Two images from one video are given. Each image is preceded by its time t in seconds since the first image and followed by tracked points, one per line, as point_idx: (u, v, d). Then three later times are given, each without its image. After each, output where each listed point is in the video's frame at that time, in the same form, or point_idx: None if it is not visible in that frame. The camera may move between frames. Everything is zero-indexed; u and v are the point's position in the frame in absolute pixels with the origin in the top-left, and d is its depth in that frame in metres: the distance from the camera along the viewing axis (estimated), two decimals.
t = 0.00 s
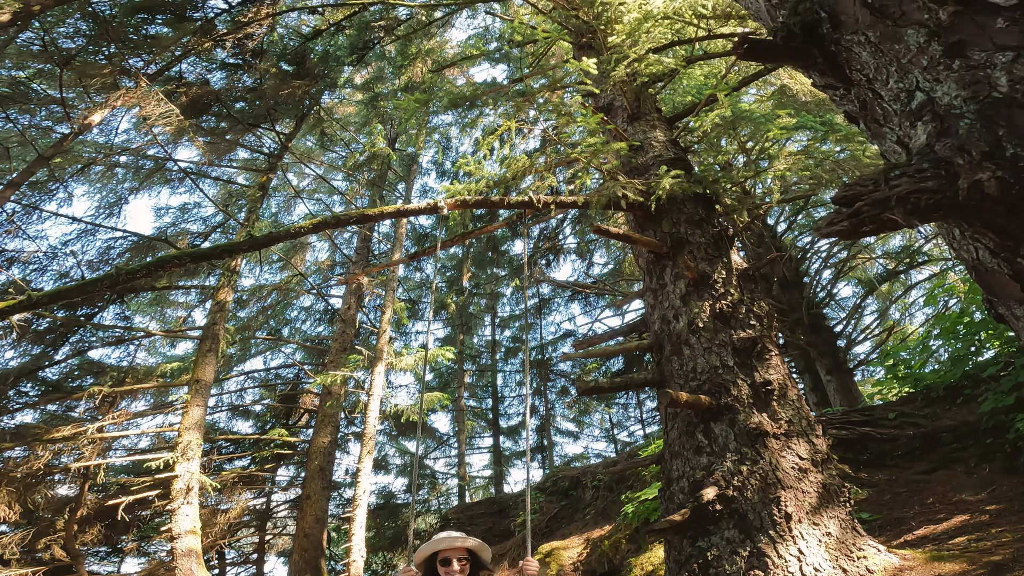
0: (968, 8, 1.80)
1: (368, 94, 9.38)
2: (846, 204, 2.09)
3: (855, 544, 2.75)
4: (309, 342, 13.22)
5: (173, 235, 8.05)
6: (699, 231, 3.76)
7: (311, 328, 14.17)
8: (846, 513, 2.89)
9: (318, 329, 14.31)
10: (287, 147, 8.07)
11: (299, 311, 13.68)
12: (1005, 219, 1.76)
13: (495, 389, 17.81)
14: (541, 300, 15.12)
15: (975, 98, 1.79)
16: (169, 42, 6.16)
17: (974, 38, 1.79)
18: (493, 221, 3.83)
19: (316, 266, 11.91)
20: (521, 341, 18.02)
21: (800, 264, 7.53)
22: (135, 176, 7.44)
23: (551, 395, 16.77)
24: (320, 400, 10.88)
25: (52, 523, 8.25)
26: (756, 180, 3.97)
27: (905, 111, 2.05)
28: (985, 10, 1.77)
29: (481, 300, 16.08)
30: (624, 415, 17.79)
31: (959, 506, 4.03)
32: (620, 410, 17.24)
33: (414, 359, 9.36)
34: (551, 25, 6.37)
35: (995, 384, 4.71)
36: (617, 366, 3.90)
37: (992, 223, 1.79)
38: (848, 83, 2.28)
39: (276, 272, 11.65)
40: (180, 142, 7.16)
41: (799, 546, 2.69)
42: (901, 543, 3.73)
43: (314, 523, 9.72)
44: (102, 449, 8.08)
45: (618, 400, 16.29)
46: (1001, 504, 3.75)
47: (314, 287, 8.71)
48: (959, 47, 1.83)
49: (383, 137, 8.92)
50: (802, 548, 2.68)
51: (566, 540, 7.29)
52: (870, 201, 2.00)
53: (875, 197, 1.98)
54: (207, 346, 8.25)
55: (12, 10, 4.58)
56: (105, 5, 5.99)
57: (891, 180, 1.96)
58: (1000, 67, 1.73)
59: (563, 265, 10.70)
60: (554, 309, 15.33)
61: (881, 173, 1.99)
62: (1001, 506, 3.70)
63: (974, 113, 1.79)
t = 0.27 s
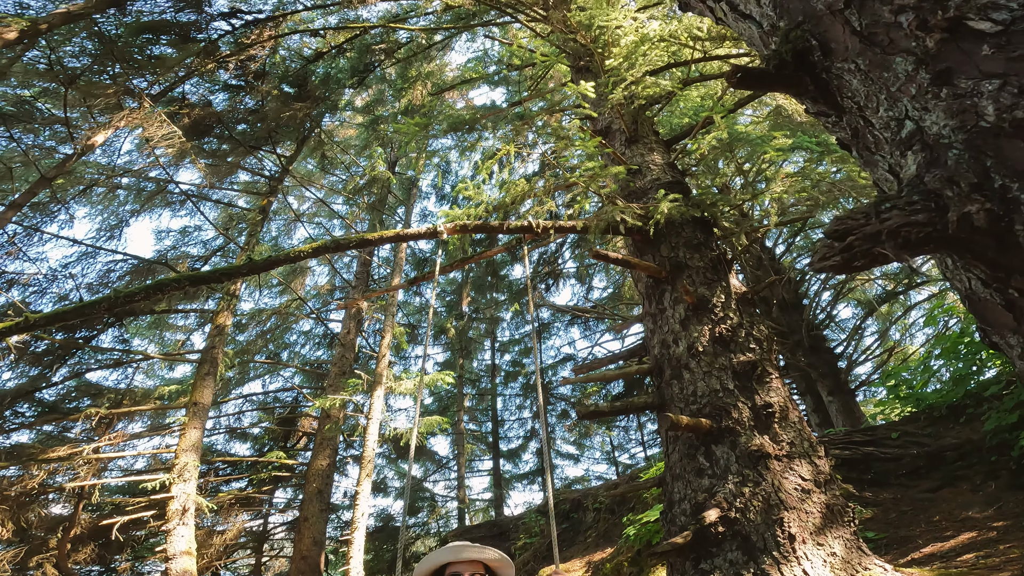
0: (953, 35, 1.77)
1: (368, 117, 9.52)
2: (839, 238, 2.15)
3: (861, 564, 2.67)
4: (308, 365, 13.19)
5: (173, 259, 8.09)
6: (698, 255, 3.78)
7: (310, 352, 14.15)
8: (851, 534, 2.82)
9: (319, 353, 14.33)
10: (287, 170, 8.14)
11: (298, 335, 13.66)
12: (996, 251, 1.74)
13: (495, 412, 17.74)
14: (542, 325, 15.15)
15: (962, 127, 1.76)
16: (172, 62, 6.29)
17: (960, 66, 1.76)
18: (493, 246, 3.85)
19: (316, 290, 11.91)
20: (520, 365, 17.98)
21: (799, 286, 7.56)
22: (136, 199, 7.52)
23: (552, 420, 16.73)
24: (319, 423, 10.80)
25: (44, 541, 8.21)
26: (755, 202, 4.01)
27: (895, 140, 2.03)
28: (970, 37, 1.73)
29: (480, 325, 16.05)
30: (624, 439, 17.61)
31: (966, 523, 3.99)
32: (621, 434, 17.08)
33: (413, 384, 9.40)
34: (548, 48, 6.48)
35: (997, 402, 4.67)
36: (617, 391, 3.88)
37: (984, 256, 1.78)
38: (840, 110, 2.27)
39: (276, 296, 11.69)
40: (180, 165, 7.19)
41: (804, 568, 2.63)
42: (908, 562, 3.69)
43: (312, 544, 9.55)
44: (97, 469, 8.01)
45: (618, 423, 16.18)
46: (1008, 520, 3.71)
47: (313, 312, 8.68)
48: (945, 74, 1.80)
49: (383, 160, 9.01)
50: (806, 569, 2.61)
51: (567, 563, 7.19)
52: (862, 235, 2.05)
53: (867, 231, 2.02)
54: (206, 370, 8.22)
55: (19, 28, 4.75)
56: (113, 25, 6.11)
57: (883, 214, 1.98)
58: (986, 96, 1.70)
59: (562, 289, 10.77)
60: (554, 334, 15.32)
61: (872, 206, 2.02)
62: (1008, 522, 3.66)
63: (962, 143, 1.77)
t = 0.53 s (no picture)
0: (941, 73, 1.79)
1: (369, 141, 9.65)
2: (828, 283, 2.11)
3: None
4: (306, 390, 13.17)
5: (173, 284, 8.12)
6: (696, 280, 3.80)
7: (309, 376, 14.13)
8: (857, 556, 2.74)
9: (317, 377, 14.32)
10: (288, 195, 8.22)
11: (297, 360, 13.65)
12: (982, 295, 1.77)
13: (494, 437, 17.66)
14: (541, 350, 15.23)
15: (950, 168, 1.78)
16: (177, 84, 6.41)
17: (948, 104, 1.78)
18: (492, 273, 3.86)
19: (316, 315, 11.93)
20: (520, 389, 17.95)
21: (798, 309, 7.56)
22: (137, 222, 7.55)
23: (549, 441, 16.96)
24: (317, 447, 10.72)
25: (35, 559, 7.98)
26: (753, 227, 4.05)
27: (885, 179, 2.04)
28: (957, 75, 1.76)
29: (481, 349, 16.38)
30: (624, 462, 17.52)
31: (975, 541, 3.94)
32: (621, 456, 16.95)
33: (412, 409, 9.39)
34: (547, 73, 6.58)
35: (1001, 422, 4.64)
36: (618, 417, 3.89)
37: (971, 300, 1.81)
38: (831, 145, 2.28)
39: (276, 321, 11.68)
40: (181, 188, 7.22)
41: None
42: None
43: (308, 569, 9.37)
44: (91, 490, 7.92)
45: (619, 447, 16.10)
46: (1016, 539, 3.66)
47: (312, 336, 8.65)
48: (934, 113, 1.81)
49: (383, 186, 9.12)
50: None
51: None
52: (851, 281, 2.02)
53: (858, 276, 2.00)
54: (203, 394, 8.18)
55: (27, 47, 4.67)
56: (117, 46, 6.05)
57: (871, 258, 1.99)
58: (973, 137, 1.72)
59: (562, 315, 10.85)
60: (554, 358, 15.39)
61: (860, 251, 2.03)
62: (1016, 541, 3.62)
63: (950, 186, 1.79)
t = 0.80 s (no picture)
0: (931, 106, 1.81)
1: (369, 163, 9.75)
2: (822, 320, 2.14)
3: None
4: (305, 412, 13.14)
5: (172, 306, 8.13)
6: (695, 304, 3.81)
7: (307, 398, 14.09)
8: None
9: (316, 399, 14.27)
10: (288, 217, 8.28)
11: (296, 382, 13.62)
12: (973, 330, 1.80)
13: (493, 457, 17.56)
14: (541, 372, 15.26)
15: (940, 204, 1.82)
16: (179, 104, 6.41)
17: (937, 138, 1.81)
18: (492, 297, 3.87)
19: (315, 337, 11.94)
20: (519, 411, 17.89)
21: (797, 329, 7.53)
22: (136, 244, 7.55)
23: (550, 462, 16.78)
24: (315, 468, 10.63)
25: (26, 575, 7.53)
26: (751, 248, 4.07)
27: (878, 212, 2.09)
28: (946, 107, 1.77)
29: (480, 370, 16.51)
30: (625, 482, 17.42)
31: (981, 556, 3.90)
32: (621, 476, 16.80)
33: (411, 431, 9.38)
34: (546, 95, 6.66)
35: (1004, 440, 4.61)
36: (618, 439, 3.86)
37: (963, 335, 1.83)
38: (826, 176, 2.33)
39: (274, 343, 11.63)
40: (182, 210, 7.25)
41: None
42: None
43: None
44: (85, 508, 7.83)
45: (619, 467, 15.99)
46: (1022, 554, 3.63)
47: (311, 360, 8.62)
48: (924, 146, 1.85)
49: (383, 209, 9.22)
50: None
51: None
52: (844, 318, 2.05)
53: (850, 313, 2.03)
54: (200, 415, 8.13)
55: (32, 63, 4.62)
56: (122, 64, 5.99)
57: (864, 295, 2.02)
58: (962, 172, 1.74)
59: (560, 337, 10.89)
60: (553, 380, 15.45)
61: (852, 288, 2.06)
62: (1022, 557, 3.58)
63: (940, 222, 1.83)
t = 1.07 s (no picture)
0: (922, 139, 1.85)
1: (369, 184, 9.82)
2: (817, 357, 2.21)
3: None
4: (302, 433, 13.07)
5: (171, 327, 8.12)
6: (694, 326, 3.81)
7: (305, 419, 14.00)
8: None
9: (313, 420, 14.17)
10: (288, 239, 8.32)
11: (293, 403, 13.54)
12: (966, 364, 1.90)
13: (492, 478, 17.42)
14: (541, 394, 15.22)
15: (932, 241, 1.87)
16: (182, 123, 6.44)
17: (929, 172, 1.85)
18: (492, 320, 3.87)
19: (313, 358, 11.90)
20: (518, 432, 17.80)
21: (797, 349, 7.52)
22: (136, 264, 7.57)
23: (549, 483, 16.73)
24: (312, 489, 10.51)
25: None
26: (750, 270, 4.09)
27: (871, 246, 2.13)
28: (938, 141, 1.81)
29: (479, 393, 16.39)
30: (625, 503, 17.26)
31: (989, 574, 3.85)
32: (621, 497, 16.63)
33: (409, 453, 9.31)
34: (545, 117, 6.73)
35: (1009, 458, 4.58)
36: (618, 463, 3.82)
37: (956, 368, 1.94)
38: (820, 207, 2.36)
39: (273, 364, 11.59)
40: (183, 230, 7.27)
41: None
42: None
43: None
44: (78, 526, 7.70)
45: (619, 488, 15.86)
46: None
47: (309, 382, 8.57)
48: (916, 180, 1.89)
49: (382, 231, 9.31)
50: None
51: None
52: (838, 355, 2.14)
53: (844, 350, 2.12)
54: (197, 435, 8.07)
55: (38, 80, 4.52)
56: (126, 81, 6.05)
57: (858, 332, 2.11)
58: (953, 209, 1.80)
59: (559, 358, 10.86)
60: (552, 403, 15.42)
61: (847, 325, 2.15)
62: None
63: (932, 259, 1.89)
